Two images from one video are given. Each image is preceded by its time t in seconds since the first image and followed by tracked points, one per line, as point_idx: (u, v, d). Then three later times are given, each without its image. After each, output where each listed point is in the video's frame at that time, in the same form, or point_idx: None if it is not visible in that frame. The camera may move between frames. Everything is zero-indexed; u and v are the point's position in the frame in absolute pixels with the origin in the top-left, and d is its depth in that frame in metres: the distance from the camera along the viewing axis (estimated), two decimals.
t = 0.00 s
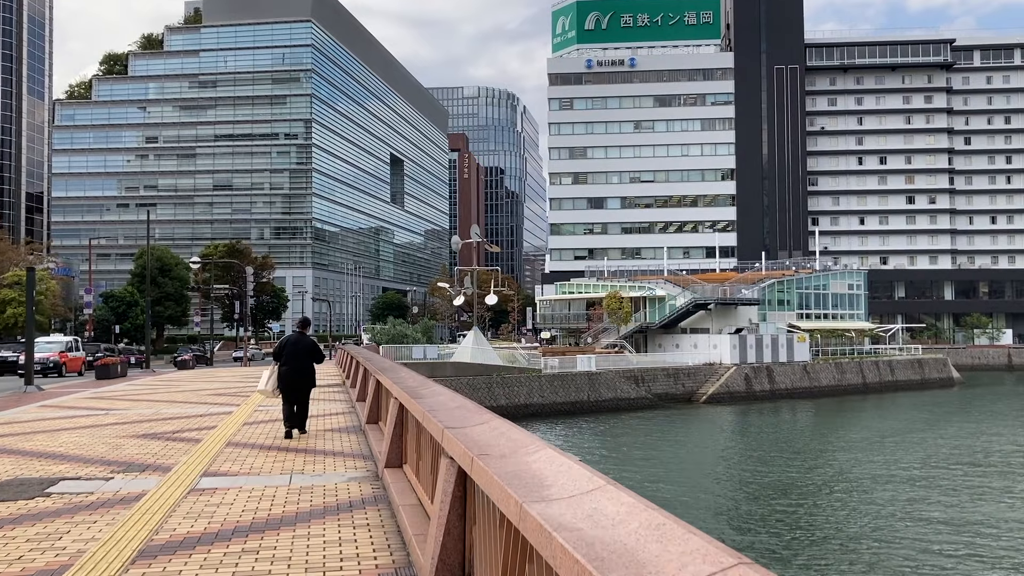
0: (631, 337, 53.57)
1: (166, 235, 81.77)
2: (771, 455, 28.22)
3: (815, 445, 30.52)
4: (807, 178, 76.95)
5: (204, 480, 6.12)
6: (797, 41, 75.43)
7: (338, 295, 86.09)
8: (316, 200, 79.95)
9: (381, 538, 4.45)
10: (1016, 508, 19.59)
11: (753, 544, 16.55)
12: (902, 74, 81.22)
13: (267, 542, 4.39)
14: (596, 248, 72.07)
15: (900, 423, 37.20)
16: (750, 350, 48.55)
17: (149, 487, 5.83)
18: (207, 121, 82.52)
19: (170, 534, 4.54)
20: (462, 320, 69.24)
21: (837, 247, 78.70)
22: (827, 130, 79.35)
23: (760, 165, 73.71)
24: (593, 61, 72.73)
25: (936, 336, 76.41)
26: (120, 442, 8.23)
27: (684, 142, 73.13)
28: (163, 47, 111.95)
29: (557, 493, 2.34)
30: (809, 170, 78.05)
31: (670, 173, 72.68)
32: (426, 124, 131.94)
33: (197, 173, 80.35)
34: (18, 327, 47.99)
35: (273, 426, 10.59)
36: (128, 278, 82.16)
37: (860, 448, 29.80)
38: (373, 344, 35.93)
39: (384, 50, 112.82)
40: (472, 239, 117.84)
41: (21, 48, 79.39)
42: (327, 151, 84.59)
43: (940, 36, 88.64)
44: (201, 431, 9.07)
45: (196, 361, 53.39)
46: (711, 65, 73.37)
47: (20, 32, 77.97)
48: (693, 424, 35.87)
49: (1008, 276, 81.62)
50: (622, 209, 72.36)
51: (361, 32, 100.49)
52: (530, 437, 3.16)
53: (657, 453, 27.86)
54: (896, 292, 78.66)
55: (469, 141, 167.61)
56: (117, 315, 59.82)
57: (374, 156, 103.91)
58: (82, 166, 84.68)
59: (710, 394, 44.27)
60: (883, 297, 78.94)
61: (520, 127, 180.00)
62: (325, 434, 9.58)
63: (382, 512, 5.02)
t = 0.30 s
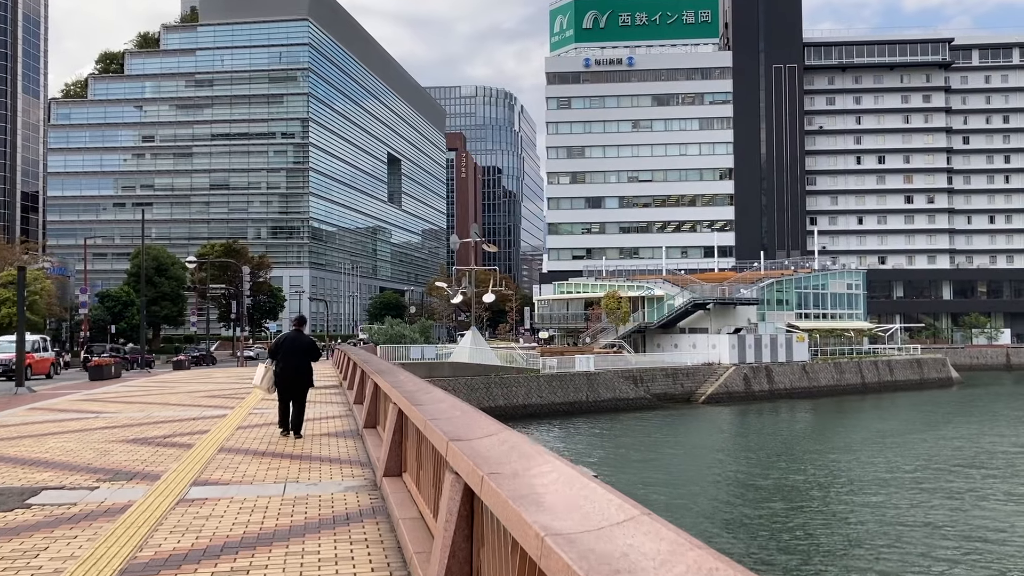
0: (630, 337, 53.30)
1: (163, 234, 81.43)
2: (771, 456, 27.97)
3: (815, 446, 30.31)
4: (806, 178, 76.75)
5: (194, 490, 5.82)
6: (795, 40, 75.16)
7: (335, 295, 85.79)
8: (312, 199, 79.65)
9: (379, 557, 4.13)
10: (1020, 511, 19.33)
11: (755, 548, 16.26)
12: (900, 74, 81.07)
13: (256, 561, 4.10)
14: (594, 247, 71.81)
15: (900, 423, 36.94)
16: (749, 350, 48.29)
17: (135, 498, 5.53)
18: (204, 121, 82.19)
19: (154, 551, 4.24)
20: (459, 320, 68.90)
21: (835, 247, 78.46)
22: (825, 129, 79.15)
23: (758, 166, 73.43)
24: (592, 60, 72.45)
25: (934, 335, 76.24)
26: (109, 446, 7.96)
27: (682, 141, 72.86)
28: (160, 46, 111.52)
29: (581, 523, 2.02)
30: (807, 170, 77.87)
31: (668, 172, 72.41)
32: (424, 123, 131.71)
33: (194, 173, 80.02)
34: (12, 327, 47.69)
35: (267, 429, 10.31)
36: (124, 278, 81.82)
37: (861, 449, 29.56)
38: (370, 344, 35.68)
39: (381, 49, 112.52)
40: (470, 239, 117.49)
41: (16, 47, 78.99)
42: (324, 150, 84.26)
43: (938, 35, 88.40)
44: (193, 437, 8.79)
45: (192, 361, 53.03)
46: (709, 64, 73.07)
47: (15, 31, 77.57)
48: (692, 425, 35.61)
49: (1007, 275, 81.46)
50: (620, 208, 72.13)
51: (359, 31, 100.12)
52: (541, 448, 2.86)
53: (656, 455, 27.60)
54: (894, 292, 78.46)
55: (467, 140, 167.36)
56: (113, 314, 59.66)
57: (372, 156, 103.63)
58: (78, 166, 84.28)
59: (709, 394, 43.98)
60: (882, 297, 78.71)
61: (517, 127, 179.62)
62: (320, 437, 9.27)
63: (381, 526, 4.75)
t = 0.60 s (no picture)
0: (628, 337, 53.07)
1: (160, 233, 81.00)
2: (772, 457, 27.74)
3: (816, 447, 30.10)
4: (804, 178, 76.61)
5: (186, 499, 5.57)
6: (793, 38, 74.92)
7: (332, 295, 85.46)
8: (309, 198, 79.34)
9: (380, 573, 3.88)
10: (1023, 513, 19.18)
11: (757, 551, 16.05)
12: (899, 73, 80.92)
13: None
14: (592, 247, 71.61)
15: (900, 424, 36.73)
16: (748, 350, 48.05)
17: (124, 506, 5.29)
18: (201, 120, 81.85)
19: (141, 566, 3.99)
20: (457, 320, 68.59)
21: (833, 246, 78.21)
22: (823, 129, 79.04)
23: (756, 166, 73.23)
24: (590, 59, 72.24)
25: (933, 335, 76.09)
26: (101, 451, 7.72)
27: (681, 140, 72.63)
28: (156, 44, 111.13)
29: (614, 556, 1.77)
30: (805, 169, 77.68)
31: (667, 172, 72.19)
32: (421, 123, 131.41)
33: (190, 172, 79.67)
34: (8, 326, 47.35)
35: (263, 432, 10.08)
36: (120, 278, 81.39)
37: (862, 450, 29.36)
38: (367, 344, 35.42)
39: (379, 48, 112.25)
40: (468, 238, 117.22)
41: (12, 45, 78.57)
42: (321, 149, 84.00)
43: (936, 34, 88.32)
44: (187, 441, 8.54)
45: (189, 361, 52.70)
46: (707, 63, 72.87)
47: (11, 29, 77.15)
48: (691, 425, 35.38)
49: (1006, 275, 81.35)
50: (619, 208, 71.91)
51: (357, 31, 99.86)
52: (557, 461, 2.62)
53: (656, 456, 27.36)
54: (893, 292, 78.36)
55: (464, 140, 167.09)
56: (108, 314, 59.36)
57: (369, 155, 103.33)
58: (74, 165, 83.85)
59: (708, 394, 43.74)
60: (881, 297, 78.52)
61: (515, 126, 179.38)
62: (316, 442, 9.01)
63: (381, 539, 4.50)
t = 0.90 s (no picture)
0: (627, 337, 52.89)
1: (157, 233, 80.63)
2: (772, 457, 27.57)
3: (815, 448, 29.94)
4: (803, 178, 76.44)
5: (178, 509, 5.31)
6: (792, 37, 74.68)
7: (329, 295, 85.23)
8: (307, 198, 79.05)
9: None
10: None
11: (761, 551, 15.88)
12: (897, 72, 80.82)
13: None
14: (590, 247, 71.44)
15: (900, 425, 36.60)
16: (747, 350, 47.84)
17: (114, 518, 5.05)
18: (198, 119, 81.50)
19: None
20: (455, 320, 68.29)
21: (831, 246, 78.10)
22: (822, 128, 78.91)
23: (754, 166, 72.98)
24: (588, 58, 72.04)
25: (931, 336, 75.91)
26: (93, 457, 7.47)
27: (679, 140, 72.39)
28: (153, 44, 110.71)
29: None
30: (803, 168, 77.54)
31: (665, 171, 72.02)
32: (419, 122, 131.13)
33: (187, 172, 79.33)
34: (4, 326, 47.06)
35: (260, 435, 9.87)
36: (116, 277, 80.99)
37: (863, 451, 29.18)
38: (365, 345, 35.17)
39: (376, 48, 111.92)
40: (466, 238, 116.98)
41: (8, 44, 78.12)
42: (319, 149, 83.72)
43: (935, 34, 88.14)
44: (183, 445, 8.32)
45: (186, 361, 52.39)
46: (706, 63, 72.69)
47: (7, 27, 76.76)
48: (692, 426, 35.17)
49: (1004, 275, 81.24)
50: (617, 208, 71.70)
51: (354, 30, 99.64)
52: (582, 481, 2.41)
53: (657, 457, 27.16)
54: (892, 292, 78.28)
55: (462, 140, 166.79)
56: (104, 314, 59.01)
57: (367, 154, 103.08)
58: (71, 164, 83.41)
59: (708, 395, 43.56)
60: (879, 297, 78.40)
61: (513, 126, 179.06)
62: (315, 447, 8.76)
63: (384, 552, 4.29)
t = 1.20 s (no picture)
0: (626, 337, 52.72)
1: (154, 233, 80.38)
2: (772, 458, 27.42)
3: (816, 448, 29.79)
4: (801, 177, 76.35)
5: (171, 517, 5.11)
6: (791, 36, 74.55)
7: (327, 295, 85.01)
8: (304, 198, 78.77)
9: None
10: None
11: (763, 552, 15.73)
12: (896, 72, 80.63)
13: None
14: (588, 246, 71.25)
15: (900, 425, 36.46)
16: (746, 350, 47.64)
17: (103, 527, 4.85)
18: (195, 119, 81.22)
19: None
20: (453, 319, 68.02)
21: (830, 246, 78.11)
22: (820, 128, 78.91)
23: (753, 166, 72.85)
24: (586, 58, 71.98)
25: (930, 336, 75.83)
26: (84, 460, 7.26)
27: (677, 140, 72.27)
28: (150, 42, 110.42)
29: None
30: (802, 168, 77.45)
31: (663, 171, 71.89)
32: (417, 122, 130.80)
33: (185, 171, 79.10)
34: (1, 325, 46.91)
35: (257, 438, 9.69)
36: (113, 277, 80.75)
37: (862, 451, 29.04)
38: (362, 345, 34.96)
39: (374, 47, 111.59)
40: (464, 238, 116.80)
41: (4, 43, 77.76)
42: (316, 149, 83.45)
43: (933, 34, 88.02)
44: (178, 449, 8.12)
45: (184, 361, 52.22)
46: (704, 62, 72.54)
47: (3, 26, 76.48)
48: (691, 426, 34.98)
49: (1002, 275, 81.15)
50: (615, 207, 71.48)
51: (352, 30, 99.33)
52: (605, 499, 2.22)
53: (657, 457, 27.00)
54: (890, 292, 78.13)
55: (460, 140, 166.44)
56: (101, 314, 59.26)
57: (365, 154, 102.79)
58: (67, 164, 83.12)
59: (707, 395, 43.40)
60: (877, 296, 78.27)
61: (510, 125, 178.79)
62: (312, 449, 8.57)
63: (387, 564, 4.10)
